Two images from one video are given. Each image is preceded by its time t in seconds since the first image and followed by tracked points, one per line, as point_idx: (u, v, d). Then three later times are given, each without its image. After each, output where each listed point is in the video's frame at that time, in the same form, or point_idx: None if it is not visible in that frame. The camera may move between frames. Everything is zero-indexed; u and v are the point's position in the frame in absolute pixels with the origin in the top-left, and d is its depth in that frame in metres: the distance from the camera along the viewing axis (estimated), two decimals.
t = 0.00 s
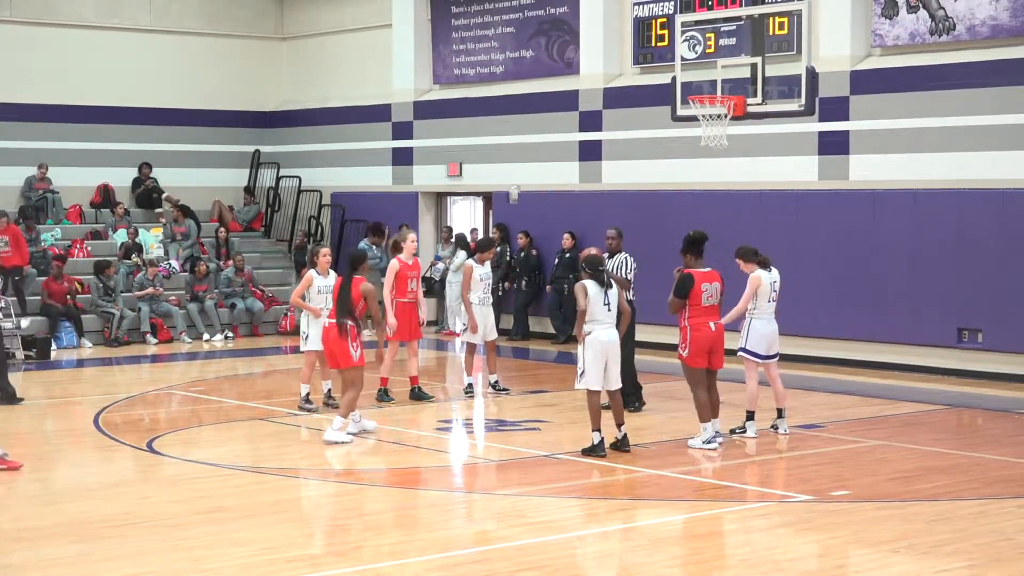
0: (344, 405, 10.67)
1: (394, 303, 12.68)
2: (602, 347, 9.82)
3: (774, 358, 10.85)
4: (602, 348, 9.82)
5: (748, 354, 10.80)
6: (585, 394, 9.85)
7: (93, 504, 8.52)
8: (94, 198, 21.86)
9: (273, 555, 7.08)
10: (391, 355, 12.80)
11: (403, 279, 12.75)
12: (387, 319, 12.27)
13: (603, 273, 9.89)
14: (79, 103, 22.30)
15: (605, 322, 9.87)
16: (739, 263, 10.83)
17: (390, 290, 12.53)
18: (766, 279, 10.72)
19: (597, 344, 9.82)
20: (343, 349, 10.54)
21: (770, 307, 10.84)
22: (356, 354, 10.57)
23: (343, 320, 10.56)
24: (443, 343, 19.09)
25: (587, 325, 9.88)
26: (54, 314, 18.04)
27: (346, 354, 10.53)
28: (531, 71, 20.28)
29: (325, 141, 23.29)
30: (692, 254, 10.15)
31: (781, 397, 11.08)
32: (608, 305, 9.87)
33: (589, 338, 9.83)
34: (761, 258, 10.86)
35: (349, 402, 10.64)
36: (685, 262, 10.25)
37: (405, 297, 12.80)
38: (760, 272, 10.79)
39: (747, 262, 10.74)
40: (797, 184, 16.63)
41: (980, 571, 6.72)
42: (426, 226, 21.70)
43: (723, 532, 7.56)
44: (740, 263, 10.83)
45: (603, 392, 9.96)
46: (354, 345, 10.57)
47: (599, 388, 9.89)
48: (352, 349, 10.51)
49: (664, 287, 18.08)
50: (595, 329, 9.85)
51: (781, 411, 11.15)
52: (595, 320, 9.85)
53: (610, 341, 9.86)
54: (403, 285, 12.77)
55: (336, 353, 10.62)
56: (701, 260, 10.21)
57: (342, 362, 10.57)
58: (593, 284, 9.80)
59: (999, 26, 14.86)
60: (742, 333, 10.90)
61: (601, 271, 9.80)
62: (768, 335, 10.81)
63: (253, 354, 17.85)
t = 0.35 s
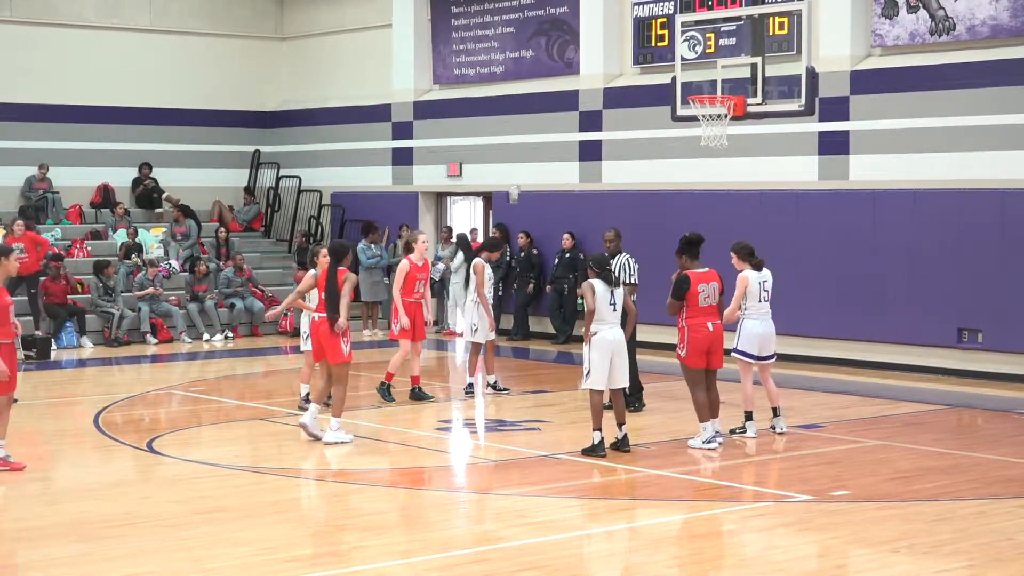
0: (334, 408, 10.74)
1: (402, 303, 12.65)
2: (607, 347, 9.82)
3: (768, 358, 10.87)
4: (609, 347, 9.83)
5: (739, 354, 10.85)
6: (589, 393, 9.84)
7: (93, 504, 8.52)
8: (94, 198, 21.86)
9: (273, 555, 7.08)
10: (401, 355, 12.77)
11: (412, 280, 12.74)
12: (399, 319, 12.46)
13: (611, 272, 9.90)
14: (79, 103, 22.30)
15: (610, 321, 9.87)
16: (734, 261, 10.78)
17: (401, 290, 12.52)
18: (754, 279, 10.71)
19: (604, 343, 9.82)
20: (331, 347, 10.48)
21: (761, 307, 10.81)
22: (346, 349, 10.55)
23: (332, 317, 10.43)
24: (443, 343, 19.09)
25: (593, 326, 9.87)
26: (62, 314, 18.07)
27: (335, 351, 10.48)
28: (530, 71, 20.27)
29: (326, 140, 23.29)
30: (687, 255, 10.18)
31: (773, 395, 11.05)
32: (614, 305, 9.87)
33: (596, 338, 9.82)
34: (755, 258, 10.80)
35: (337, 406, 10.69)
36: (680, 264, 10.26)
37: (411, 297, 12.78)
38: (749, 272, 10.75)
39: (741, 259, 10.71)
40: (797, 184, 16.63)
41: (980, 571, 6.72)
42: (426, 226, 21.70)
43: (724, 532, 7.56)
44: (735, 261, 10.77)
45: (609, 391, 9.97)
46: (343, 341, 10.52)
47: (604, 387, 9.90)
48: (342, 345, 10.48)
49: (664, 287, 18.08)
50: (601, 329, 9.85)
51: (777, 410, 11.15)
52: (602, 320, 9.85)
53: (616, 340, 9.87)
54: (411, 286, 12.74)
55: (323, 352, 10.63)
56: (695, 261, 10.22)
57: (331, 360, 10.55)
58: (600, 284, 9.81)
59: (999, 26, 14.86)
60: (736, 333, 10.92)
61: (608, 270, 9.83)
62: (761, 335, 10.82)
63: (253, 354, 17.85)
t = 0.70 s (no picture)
0: (292, 407, 10.67)
1: (403, 303, 12.65)
2: (613, 345, 9.84)
3: (772, 357, 10.84)
4: (616, 346, 9.85)
5: (744, 354, 10.76)
6: (595, 392, 9.83)
7: (93, 504, 8.52)
8: (94, 198, 21.87)
9: (273, 555, 7.08)
10: (398, 355, 12.79)
11: (412, 280, 12.72)
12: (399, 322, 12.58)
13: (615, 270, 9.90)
14: (78, 103, 22.30)
15: (616, 320, 9.89)
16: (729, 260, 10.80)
17: (401, 290, 12.51)
18: (750, 278, 10.72)
19: (611, 342, 9.84)
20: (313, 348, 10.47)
21: (760, 305, 10.85)
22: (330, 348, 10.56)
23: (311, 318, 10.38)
24: (443, 343, 19.09)
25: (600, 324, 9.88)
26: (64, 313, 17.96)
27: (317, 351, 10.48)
28: (530, 71, 20.27)
29: (326, 140, 23.30)
30: (685, 256, 10.20)
31: (773, 396, 11.04)
32: (620, 305, 9.88)
33: (603, 335, 9.85)
34: (750, 260, 10.85)
35: (291, 402, 10.58)
36: (678, 265, 10.27)
37: (412, 296, 12.77)
38: (745, 272, 10.78)
39: (736, 259, 10.74)
40: (797, 184, 16.62)
41: (980, 570, 6.72)
42: (426, 227, 21.70)
43: (724, 532, 7.56)
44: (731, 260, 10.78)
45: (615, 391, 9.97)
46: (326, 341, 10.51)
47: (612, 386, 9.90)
48: (325, 344, 10.50)
49: (664, 287, 18.09)
50: (608, 327, 9.87)
51: (777, 411, 11.15)
52: (608, 319, 9.86)
53: (622, 339, 9.89)
54: (411, 285, 12.73)
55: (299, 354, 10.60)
56: (692, 261, 10.22)
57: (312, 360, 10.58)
58: (607, 282, 9.81)
59: (999, 26, 14.86)
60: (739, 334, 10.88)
61: (614, 269, 9.84)
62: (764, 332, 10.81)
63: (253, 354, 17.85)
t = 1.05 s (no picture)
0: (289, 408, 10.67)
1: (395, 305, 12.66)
2: (619, 346, 9.83)
3: (779, 356, 10.82)
4: (623, 347, 9.84)
5: (753, 354, 10.75)
6: (597, 390, 9.87)
7: (93, 504, 8.52)
8: (94, 198, 21.87)
9: (273, 555, 7.07)
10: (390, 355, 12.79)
11: (404, 281, 12.72)
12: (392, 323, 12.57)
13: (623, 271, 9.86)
14: (78, 103, 22.30)
15: (623, 320, 9.88)
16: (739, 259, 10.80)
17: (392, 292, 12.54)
18: (757, 277, 10.73)
19: (617, 343, 9.84)
20: (297, 349, 10.42)
21: (767, 305, 10.84)
22: (316, 348, 10.47)
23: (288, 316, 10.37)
24: (443, 343, 19.09)
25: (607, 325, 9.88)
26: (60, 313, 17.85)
27: (303, 351, 10.43)
28: (530, 71, 20.27)
29: (326, 140, 23.30)
30: (692, 257, 10.19)
31: (776, 396, 11.03)
32: (626, 306, 9.88)
33: (610, 336, 9.85)
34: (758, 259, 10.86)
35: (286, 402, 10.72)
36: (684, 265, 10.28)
37: (404, 298, 12.78)
38: (753, 271, 10.80)
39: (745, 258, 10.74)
40: (797, 184, 16.63)
41: (980, 571, 6.71)
42: (426, 227, 21.70)
43: (724, 532, 7.55)
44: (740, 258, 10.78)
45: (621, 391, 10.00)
46: (311, 340, 10.43)
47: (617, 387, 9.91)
48: (310, 343, 10.42)
49: (664, 287, 18.08)
50: (615, 328, 9.88)
51: (778, 412, 11.14)
52: (615, 319, 9.86)
53: (629, 340, 9.89)
54: (404, 287, 12.74)
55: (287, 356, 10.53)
56: (698, 261, 10.22)
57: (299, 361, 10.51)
58: (613, 283, 9.82)
59: (999, 26, 14.87)
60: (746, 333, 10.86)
61: (621, 270, 9.81)
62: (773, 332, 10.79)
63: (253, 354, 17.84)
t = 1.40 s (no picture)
0: (287, 408, 10.61)
1: (388, 305, 12.70)
2: (619, 347, 9.82)
3: (779, 356, 10.82)
4: (623, 348, 9.82)
5: (755, 354, 10.76)
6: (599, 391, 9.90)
7: (93, 504, 8.52)
8: (94, 198, 21.87)
9: (273, 555, 7.07)
10: (387, 356, 12.78)
11: (399, 282, 12.72)
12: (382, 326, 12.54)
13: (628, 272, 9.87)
14: (78, 103, 22.29)
15: (625, 321, 9.87)
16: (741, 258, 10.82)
17: (385, 292, 12.54)
18: (757, 277, 10.71)
19: (617, 344, 9.84)
20: (283, 349, 10.42)
21: (768, 305, 10.81)
22: (303, 350, 10.44)
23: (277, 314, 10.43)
24: (443, 343, 19.09)
25: (608, 326, 9.89)
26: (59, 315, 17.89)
27: (288, 352, 10.41)
28: (531, 71, 20.28)
29: (326, 140, 23.30)
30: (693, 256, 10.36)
31: (777, 396, 11.02)
32: (629, 307, 9.88)
33: (610, 337, 9.87)
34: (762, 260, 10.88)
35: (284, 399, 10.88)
36: (688, 265, 10.38)
37: (401, 298, 12.78)
38: (754, 271, 10.79)
39: (746, 257, 10.76)
40: (797, 184, 16.63)
41: (980, 571, 6.71)
42: (426, 227, 21.70)
43: (724, 533, 7.55)
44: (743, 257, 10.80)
45: (625, 392, 9.97)
46: (298, 342, 10.40)
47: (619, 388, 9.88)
48: (297, 344, 10.39)
49: (664, 287, 18.09)
50: (617, 329, 9.88)
51: (778, 412, 11.13)
52: (616, 320, 9.87)
53: (630, 340, 9.86)
54: (399, 287, 12.74)
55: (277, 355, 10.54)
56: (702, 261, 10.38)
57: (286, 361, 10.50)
58: (616, 284, 9.84)
59: (999, 26, 14.87)
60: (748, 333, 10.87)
61: (625, 271, 9.80)
62: (775, 332, 10.78)
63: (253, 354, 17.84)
